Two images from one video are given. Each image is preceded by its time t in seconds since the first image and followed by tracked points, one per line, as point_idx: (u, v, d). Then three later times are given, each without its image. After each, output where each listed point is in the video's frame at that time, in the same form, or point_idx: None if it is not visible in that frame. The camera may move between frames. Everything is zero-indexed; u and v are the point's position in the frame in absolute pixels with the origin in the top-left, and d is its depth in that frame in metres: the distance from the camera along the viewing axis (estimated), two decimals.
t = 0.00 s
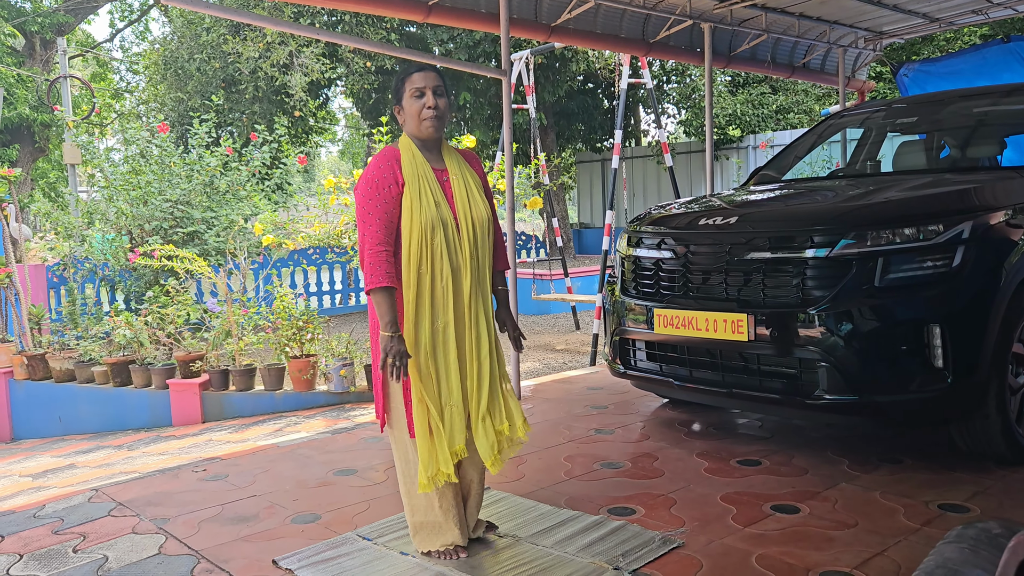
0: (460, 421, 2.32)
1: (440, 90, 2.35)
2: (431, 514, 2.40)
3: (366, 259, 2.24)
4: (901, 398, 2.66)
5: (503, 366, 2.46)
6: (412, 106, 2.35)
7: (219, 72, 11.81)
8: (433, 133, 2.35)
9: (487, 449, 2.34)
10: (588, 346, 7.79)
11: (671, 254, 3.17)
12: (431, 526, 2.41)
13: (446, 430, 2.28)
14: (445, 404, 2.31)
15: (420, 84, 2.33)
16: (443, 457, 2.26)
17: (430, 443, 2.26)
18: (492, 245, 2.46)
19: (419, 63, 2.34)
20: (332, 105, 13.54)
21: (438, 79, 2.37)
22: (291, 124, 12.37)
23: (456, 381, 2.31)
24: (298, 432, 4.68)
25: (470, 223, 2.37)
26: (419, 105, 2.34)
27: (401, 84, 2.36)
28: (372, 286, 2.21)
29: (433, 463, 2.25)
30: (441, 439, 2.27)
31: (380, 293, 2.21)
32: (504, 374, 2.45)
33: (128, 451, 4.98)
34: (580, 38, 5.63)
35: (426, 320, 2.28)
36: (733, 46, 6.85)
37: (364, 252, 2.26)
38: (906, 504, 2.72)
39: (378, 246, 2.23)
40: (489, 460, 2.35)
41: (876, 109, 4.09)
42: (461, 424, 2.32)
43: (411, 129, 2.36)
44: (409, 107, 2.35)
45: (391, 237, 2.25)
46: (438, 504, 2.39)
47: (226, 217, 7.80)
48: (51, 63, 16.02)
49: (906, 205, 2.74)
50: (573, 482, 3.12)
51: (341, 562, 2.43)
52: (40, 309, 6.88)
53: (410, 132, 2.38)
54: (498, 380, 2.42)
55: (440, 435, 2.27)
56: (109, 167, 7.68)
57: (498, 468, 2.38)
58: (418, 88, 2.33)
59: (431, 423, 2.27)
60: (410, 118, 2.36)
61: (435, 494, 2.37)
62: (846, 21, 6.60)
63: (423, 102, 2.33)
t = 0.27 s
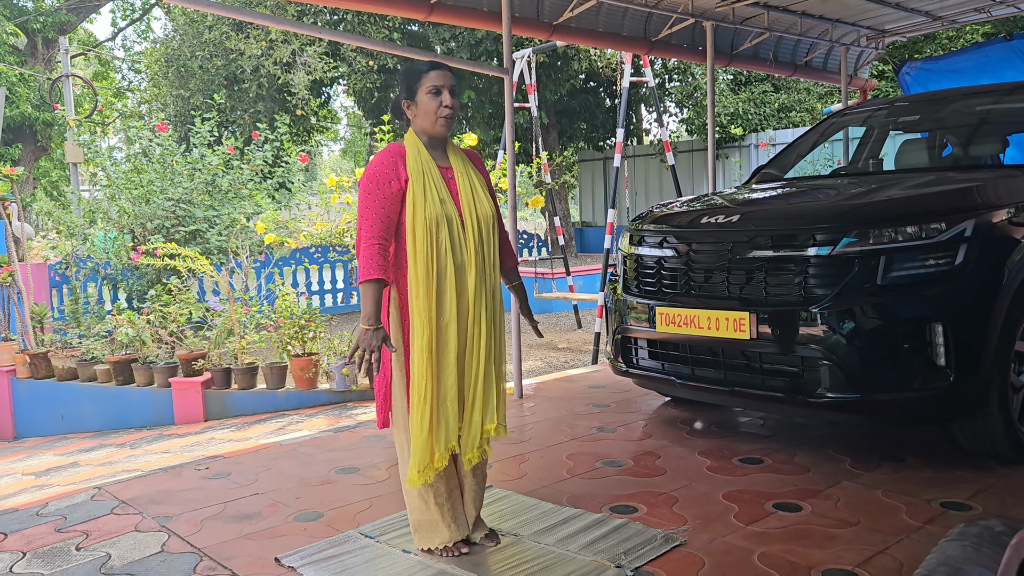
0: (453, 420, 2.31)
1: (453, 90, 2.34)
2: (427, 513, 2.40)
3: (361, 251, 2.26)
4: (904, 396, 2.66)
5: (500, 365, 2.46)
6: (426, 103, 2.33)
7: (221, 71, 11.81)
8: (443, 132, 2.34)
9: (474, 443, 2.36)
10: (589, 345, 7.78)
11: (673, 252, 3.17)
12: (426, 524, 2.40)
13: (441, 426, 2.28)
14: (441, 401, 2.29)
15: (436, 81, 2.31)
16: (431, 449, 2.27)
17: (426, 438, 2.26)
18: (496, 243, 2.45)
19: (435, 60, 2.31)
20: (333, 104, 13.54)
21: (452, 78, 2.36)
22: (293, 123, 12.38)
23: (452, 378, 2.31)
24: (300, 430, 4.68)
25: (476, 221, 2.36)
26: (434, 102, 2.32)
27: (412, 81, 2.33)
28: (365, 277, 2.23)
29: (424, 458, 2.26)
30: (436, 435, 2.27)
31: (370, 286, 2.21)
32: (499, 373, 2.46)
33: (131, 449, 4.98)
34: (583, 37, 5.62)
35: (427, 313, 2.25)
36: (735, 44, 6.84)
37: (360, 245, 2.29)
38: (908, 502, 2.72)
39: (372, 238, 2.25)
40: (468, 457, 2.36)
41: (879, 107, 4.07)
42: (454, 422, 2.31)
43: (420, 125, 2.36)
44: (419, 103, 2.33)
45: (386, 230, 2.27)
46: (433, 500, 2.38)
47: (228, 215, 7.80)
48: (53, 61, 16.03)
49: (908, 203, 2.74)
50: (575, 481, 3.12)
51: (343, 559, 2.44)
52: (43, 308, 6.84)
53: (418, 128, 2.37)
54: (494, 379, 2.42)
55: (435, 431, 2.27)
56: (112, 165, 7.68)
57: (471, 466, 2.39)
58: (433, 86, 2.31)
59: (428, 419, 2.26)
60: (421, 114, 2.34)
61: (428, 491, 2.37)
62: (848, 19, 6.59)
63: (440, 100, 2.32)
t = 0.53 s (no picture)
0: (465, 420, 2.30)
1: (462, 92, 2.34)
2: (425, 510, 2.40)
3: (372, 251, 2.25)
4: (905, 394, 2.66)
5: (504, 363, 2.47)
6: (432, 104, 2.32)
7: (223, 69, 11.82)
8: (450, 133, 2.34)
9: (482, 443, 2.37)
10: (591, 344, 7.78)
11: (675, 251, 3.17)
12: (424, 521, 2.41)
13: (452, 426, 2.28)
14: (450, 401, 2.29)
15: (445, 83, 2.30)
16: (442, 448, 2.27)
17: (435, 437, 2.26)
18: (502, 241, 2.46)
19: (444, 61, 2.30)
20: (335, 103, 13.53)
21: (461, 80, 2.35)
22: (294, 121, 12.38)
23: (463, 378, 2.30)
24: (301, 428, 4.69)
25: (483, 219, 2.36)
26: (440, 103, 2.32)
27: (423, 80, 2.33)
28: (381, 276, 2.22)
29: (434, 456, 2.27)
30: (447, 435, 2.27)
31: (391, 285, 2.22)
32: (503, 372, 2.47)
33: (132, 448, 4.99)
34: (584, 35, 5.62)
35: (438, 312, 2.25)
36: (737, 43, 6.84)
37: (370, 245, 2.27)
38: (910, 501, 2.72)
39: (385, 237, 2.23)
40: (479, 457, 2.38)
41: (880, 106, 4.06)
42: (465, 422, 2.30)
43: (428, 124, 2.35)
44: (428, 104, 2.33)
45: (397, 228, 2.26)
46: (431, 497, 2.38)
47: (230, 213, 7.78)
48: (55, 60, 16.04)
49: (910, 201, 2.73)
50: (576, 479, 3.13)
51: (345, 558, 2.44)
52: (44, 307, 6.80)
53: (425, 127, 2.37)
54: (498, 378, 2.43)
55: (446, 430, 2.27)
56: (113, 164, 7.68)
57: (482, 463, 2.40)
58: (440, 87, 2.30)
59: (437, 418, 2.26)
60: (428, 114, 2.34)
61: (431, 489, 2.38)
62: (850, 18, 6.59)
63: (445, 102, 2.31)
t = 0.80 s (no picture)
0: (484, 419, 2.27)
1: (469, 96, 2.33)
2: (425, 509, 2.40)
3: (380, 251, 2.24)
4: (905, 393, 2.66)
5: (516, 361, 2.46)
6: (438, 108, 2.32)
7: (223, 69, 11.81)
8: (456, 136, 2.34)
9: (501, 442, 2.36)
10: (591, 343, 7.78)
11: (674, 250, 3.17)
12: (425, 521, 2.41)
13: (470, 424, 2.25)
14: (466, 399, 2.26)
15: (451, 87, 2.29)
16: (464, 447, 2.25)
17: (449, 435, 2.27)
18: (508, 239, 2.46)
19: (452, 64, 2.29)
20: (335, 102, 13.53)
21: (468, 84, 2.34)
22: (295, 120, 12.38)
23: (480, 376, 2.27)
24: (302, 428, 4.69)
25: (489, 218, 2.36)
26: (446, 107, 2.31)
27: (430, 81, 2.32)
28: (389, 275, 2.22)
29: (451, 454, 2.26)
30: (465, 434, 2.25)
31: (401, 284, 2.22)
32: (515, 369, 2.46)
33: (133, 447, 5.00)
34: (584, 34, 5.62)
35: (449, 310, 2.25)
36: (737, 42, 6.84)
37: (377, 245, 2.27)
38: (910, 500, 2.72)
39: (391, 236, 2.23)
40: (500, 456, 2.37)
41: (881, 105, 4.06)
42: (483, 420, 2.28)
43: (433, 125, 2.34)
44: (433, 106, 2.32)
45: (402, 227, 2.26)
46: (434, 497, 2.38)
47: (230, 213, 7.79)
48: (55, 60, 16.04)
49: (910, 201, 2.74)
50: (576, 478, 3.13)
51: (345, 557, 2.44)
52: (44, 306, 6.79)
53: (430, 127, 2.36)
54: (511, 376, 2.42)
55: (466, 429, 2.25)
56: (114, 164, 7.68)
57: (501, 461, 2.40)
58: (448, 92, 2.29)
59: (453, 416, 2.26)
60: (432, 116, 2.33)
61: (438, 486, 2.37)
62: (850, 17, 6.58)
63: (451, 106, 2.30)
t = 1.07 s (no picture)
0: (490, 420, 2.27)
1: (476, 103, 2.32)
2: (427, 511, 2.40)
3: (380, 251, 2.24)
4: (905, 395, 2.66)
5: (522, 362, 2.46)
6: (445, 114, 2.31)
7: (224, 71, 11.82)
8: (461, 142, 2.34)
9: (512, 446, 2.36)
10: (592, 344, 7.78)
11: (675, 251, 3.17)
12: (427, 523, 2.40)
13: (478, 426, 2.26)
14: (472, 402, 2.26)
15: (460, 95, 2.28)
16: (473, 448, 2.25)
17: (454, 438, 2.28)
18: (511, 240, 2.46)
19: (461, 71, 2.27)
20: (335, 103, 13.53)
21: (477, 91, 2.32)
22: (295, 122, 12.39)
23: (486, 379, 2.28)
24: (302, 429, 4.69)
25: (491, 219, 2.36)
26: (453, 113, 2.30)
27: (435, 86, 2.30)
28: (387, 277, 2.22)
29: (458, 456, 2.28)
30: (472, 436, 2.26)
31: (397, 286, 2.22)
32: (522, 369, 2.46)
33: (133, 448, 5.00)
34: (585, 36, 5.63)
35: (453, 313, 2.25)
36: (737, 43, 6.84)
37: (378, 246, 2.27)
38: (910, 501, 2.72)
39: (392, 238, 2.24)
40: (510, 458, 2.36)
41: (881, 106, 4.07)
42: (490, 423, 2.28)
43: (438, 128, 2.34)
44: (440, 111, 2.31)
45: (404, 229, 2.26)
46: (438, 500, 2.38)
47: (230, 214, 7.84)
48: (56, 61, 16.07)
49: (911, 202, 2.73)
50: (577, 480, 3.12)
51: (345, 559, 2.44)
52: (45, 307, 6.83)
53: (434, 129, 2.36)
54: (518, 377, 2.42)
55: (473, 432, 2.26)
56: (114, 165, 7.68)
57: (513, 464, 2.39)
58: (457, 99, 2.28)
59: (460, 418, 2.27)
60: (439, 121, 2.32)
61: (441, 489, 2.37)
62: (851, 18, 6.58)
63: (460, 114, 2.30)
